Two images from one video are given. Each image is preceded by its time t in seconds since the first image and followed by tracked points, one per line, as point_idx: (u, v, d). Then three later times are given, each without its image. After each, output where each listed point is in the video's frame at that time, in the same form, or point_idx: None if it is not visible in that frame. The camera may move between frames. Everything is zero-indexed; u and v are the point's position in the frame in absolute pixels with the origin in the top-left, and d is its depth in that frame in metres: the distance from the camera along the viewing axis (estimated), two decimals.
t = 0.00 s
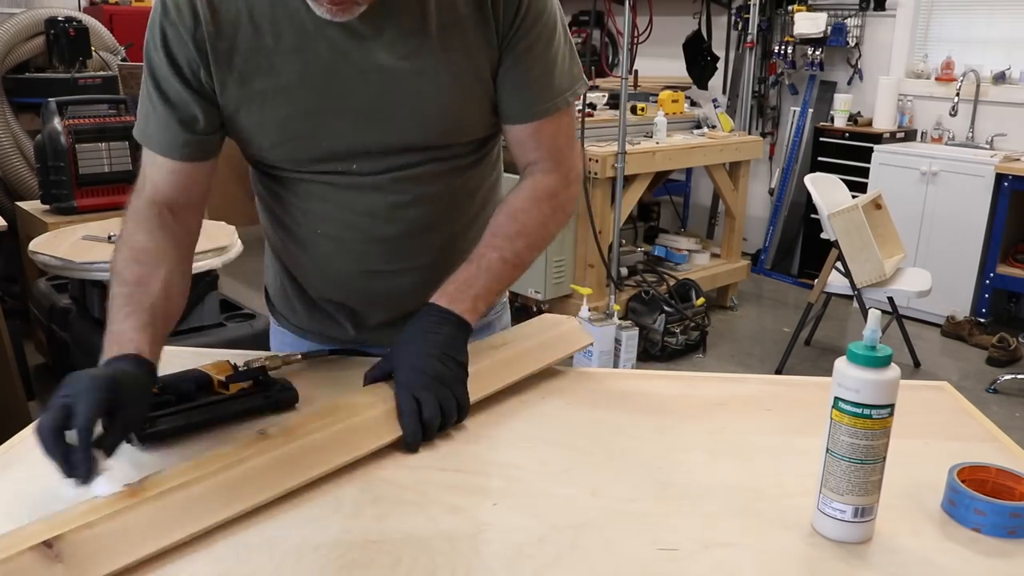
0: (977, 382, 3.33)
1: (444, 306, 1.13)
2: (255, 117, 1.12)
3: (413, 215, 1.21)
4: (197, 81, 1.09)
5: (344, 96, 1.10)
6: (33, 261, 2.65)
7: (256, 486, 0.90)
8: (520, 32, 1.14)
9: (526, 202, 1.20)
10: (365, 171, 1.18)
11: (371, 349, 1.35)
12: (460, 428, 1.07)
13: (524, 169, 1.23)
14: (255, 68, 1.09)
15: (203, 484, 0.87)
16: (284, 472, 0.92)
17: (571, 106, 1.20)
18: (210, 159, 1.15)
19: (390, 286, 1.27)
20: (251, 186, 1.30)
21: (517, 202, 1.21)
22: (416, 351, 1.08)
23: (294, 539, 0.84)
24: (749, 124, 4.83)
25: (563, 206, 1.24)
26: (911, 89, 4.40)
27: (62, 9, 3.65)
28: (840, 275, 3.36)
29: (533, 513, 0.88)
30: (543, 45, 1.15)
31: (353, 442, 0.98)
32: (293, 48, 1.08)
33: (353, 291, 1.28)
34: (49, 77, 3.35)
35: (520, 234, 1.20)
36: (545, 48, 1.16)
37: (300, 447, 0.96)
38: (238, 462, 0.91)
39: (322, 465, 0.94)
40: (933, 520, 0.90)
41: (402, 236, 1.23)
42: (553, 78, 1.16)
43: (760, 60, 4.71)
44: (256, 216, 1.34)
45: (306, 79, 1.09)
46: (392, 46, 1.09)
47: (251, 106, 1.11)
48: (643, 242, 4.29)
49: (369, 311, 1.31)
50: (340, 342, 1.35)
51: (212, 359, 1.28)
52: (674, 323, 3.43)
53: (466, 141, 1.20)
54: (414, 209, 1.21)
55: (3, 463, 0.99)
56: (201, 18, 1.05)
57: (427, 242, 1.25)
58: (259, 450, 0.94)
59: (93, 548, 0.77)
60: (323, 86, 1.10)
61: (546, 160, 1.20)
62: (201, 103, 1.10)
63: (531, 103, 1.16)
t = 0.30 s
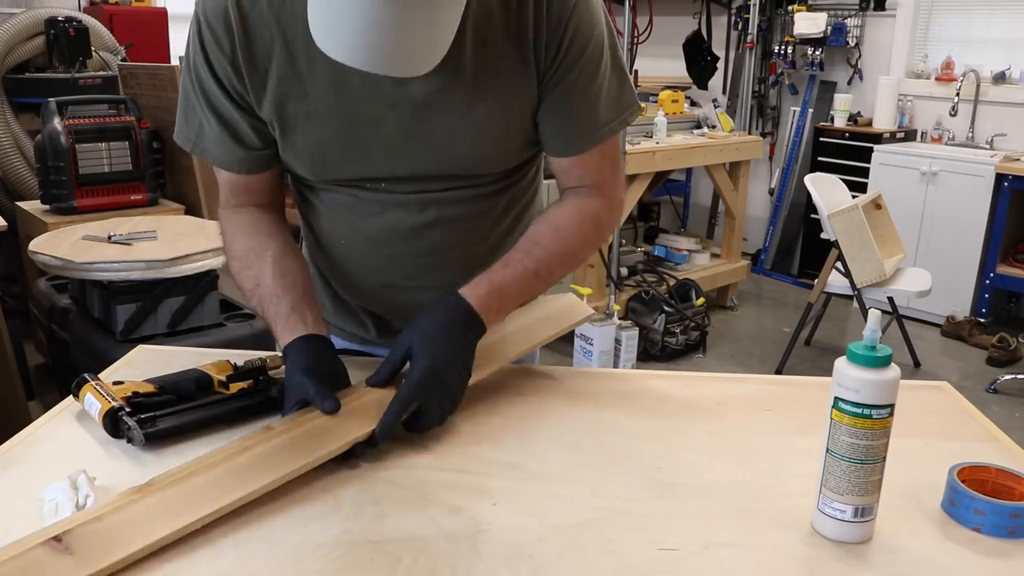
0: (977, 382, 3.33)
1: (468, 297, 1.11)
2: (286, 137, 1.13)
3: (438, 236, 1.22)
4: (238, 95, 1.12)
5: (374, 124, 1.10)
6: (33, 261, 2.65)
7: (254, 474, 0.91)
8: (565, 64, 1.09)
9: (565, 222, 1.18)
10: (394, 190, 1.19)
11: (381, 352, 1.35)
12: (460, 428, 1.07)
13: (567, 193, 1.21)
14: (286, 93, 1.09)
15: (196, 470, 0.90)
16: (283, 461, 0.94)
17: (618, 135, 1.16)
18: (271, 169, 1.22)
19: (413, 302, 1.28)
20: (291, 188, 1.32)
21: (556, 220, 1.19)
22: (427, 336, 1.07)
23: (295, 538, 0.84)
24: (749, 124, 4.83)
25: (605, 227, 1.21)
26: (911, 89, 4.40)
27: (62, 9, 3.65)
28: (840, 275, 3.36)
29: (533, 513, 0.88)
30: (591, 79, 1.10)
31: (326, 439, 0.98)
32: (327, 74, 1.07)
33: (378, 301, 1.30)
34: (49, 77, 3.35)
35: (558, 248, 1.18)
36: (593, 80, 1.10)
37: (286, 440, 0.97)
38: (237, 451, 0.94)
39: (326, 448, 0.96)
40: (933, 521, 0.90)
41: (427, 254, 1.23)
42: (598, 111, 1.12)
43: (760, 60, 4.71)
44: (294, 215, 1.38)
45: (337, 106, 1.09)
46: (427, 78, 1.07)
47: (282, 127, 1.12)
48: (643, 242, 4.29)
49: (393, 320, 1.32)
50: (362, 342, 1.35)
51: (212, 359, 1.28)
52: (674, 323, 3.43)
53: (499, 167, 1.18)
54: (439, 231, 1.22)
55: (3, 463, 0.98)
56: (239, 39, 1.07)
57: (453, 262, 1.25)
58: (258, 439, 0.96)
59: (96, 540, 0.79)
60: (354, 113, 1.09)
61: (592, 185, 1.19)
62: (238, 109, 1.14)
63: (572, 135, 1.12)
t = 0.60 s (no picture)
0: (977, 382, 3.33)
1: (504, 297, 1.15)
2: (297, 137, 1.14)
3: (449, 235, 1.21)
4: (250, 98, 1.13)
5: (386, 121, 1.10)
6: (33, 261, 2.65)
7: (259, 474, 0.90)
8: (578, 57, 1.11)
9: (590, 210, 1.22)
10: (406, 189, 1.19)
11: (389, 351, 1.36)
12: (461, 428, 1.07)
13: (586, 183, 1.24)
14: (297, 93, 1.09)
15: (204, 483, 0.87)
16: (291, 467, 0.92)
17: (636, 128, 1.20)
18: (282, 169, 1.23)
19: (424, 302, 1.27)
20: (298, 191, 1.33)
21: (581, 210, 1.23)
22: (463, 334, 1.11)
23: (296, 539, 0.84)
24: (749, 124, 4.83)
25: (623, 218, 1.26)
26: (911, 89, 4.40)
27: (62, 9, 3.65)
28: (840, 275, 3.36)
29: (533, 513, 0.88)
30: (604, 71, 1.12)
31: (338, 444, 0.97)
32: (338, 73, 1.08)
33: (388, 301, 1.30)
34: (49, 77, 3.35)
35: (584, 240, 1.23)
36: (607, 72, 1.12)
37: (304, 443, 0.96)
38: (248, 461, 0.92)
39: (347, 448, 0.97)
40: (933, 521, 0.90)
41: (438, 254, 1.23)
42: (613, 102, 1.14)
43: (760, 60, 4.71)
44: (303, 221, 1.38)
45: (350, 105, 1.09)
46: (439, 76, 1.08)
47: (293, 127, 1.12)
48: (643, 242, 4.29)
49: (402, 320, 1.32)
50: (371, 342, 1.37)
51: (212, 359, 1.28)
52: (674, 323, 3.43)
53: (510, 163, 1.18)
54: (450, 231, 1.21)
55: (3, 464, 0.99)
56: (250, 41, 1.07)
57: (463, 261, 1.24)
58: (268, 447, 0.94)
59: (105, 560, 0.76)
60: (366, 112, 1.10)
61: (609, 175, 1.22)
62: (249, 113, 1.15)
63: (586, 124, 1.14)
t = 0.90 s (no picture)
0: (977, 382, 3.33)
1: (447, 318, 1.10)
2: (286, 136, 1.14)
3: (437, 233, 1.22)
4: (239, 98, 1.14)
5: (373, 120, 1.11)
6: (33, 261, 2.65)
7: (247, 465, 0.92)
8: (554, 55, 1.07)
9: (550, 226, 1.15)
10: (395, 188, 1.19)
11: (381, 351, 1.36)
12: (459, 428, 1.07)
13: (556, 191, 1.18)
14: (285, 93, 1.10)
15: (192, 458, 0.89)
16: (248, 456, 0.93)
17: (606, 133, 1.13)
18: (277, 172, 1.24)
19: (417, 298, 1.29)
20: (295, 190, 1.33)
21: (540, 225, 1.16)
22: (410, 356, 1.05)
23: (295, 538, 0.84)
24: (749, 124, 4.83)
25: (587, 233, 1.18)
26: (911, 89, 4.40)
27: (62, 9, 3.65)
28: (840, 276, 3.36)
29: (532, 513, 0.88)
30: (579, 71, 1.07)
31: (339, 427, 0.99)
32: (325, 72, 1.08)
33: (380, 299, 1.31)
34: (49, 77, 3.35)
35: (540, 257, 1.16)
36: (583, 70, 1.07)
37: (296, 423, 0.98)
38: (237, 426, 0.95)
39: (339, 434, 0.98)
40: (933, 521, 0.90)
41: (428, 252, 1.24)
42: (582, 104, 1.08)
43: (760, 60, 4.71)
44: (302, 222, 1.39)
45: (336, 104, 1.10)
46: (424, 74, 1.07)
47: (282, 126, 1.13)
48: (643, 242, 4.29)
49: (397, 319, 1.33)
50: (365, 341, 1.37)
51: (212, 359, 1.28)
52: (674, 323, 3.43)
53: (499, 161, 1.18)
54: (440, 228, 1.22)
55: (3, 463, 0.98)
56: (237, 41, 1.08)
57: (454, 258, 1.25)
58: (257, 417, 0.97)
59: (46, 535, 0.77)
60: (353, 111, 1.10)
61: (579, 186, 1.15)
62: (242, 114, 1.15)
63: (555, 129, 1.10)
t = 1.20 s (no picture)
0: (977, 382, 3.33)
1: (442, 305, 1.07)
2: (287, 144, 1.15)
3: (439, 237, 1.22)
4: (240, 105, 1.14)
5: (374, 128, 1.11)
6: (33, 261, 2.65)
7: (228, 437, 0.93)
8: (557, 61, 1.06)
9: (553, 222, 1.13)
10: (396, 194, 1.19)
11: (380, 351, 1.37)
12: (459, 428, 1.07)
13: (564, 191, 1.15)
14: (285, 101, 1.11)
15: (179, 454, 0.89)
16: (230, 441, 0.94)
17: (614, 136, 1.10)
18: (277, 177, 1.25)
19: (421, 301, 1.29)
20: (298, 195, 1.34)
21: (543, 223, 1.14)
22: (405, 340, 1.04)
23: (294, 538, 0.84)
24: (749, 124, 4.83)
25: (596, 233, 1.15)
26: (911, 89, 4.40)
27: (62, 9, 3.65)
28: (840, 275, 3.36)
29: (532, 513, 0.88)
30: (582, 75, 1.06)
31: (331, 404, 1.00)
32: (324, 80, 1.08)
33: (382, 300, 1.32)
34: (49, 77, 3.35)
35: (541, 254, 1.14)
36: (584, 74, 1.06)
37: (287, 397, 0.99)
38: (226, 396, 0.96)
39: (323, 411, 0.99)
40: (933, 521, 0.90)
41: (429, 256, 1.24)
42: (587, 108, 1.06)
43: (760, 60, 4.71)
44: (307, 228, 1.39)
45: (335, 112, 1.10)
46: (424, 83, 1.07)
47: (282, 133, 1.14)
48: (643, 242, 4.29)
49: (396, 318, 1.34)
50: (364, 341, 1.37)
51: (212, 359, 1.28)
52: (674, 323, 3.43)
53: (501, 167, 1.17)
54: (442, 233, 1.22)
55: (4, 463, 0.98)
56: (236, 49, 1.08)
57: (455, 262, 1.25)
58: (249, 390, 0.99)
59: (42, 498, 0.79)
60: (352, 119, 1.10)
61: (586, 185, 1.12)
62: (244, 121, 1.16)
63: (561, 133, 1.08)
